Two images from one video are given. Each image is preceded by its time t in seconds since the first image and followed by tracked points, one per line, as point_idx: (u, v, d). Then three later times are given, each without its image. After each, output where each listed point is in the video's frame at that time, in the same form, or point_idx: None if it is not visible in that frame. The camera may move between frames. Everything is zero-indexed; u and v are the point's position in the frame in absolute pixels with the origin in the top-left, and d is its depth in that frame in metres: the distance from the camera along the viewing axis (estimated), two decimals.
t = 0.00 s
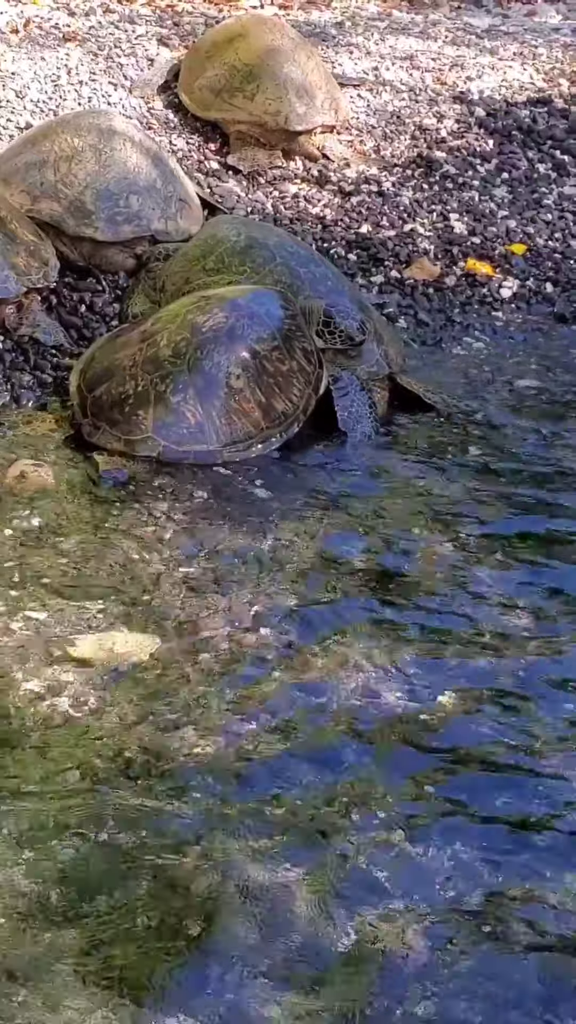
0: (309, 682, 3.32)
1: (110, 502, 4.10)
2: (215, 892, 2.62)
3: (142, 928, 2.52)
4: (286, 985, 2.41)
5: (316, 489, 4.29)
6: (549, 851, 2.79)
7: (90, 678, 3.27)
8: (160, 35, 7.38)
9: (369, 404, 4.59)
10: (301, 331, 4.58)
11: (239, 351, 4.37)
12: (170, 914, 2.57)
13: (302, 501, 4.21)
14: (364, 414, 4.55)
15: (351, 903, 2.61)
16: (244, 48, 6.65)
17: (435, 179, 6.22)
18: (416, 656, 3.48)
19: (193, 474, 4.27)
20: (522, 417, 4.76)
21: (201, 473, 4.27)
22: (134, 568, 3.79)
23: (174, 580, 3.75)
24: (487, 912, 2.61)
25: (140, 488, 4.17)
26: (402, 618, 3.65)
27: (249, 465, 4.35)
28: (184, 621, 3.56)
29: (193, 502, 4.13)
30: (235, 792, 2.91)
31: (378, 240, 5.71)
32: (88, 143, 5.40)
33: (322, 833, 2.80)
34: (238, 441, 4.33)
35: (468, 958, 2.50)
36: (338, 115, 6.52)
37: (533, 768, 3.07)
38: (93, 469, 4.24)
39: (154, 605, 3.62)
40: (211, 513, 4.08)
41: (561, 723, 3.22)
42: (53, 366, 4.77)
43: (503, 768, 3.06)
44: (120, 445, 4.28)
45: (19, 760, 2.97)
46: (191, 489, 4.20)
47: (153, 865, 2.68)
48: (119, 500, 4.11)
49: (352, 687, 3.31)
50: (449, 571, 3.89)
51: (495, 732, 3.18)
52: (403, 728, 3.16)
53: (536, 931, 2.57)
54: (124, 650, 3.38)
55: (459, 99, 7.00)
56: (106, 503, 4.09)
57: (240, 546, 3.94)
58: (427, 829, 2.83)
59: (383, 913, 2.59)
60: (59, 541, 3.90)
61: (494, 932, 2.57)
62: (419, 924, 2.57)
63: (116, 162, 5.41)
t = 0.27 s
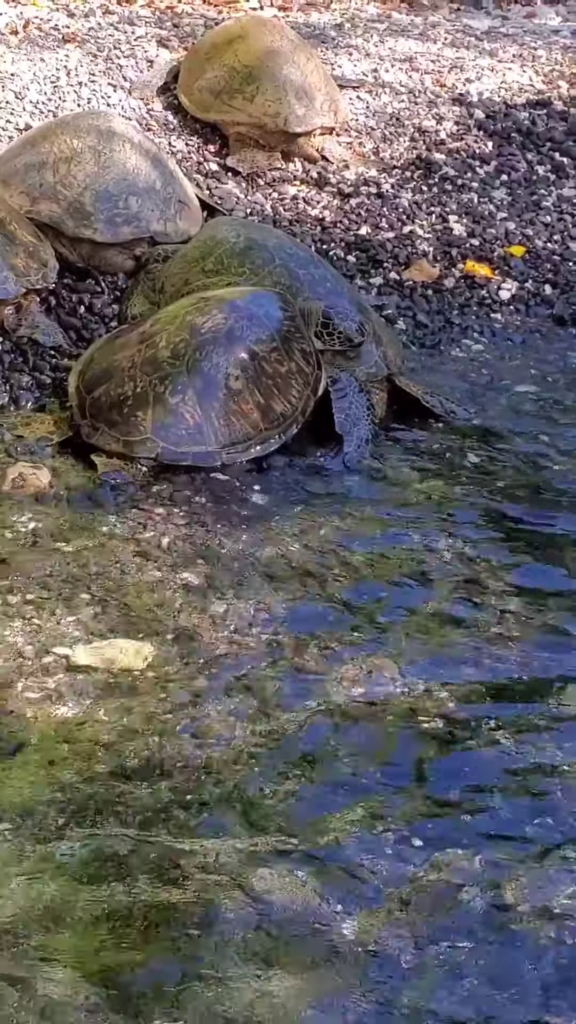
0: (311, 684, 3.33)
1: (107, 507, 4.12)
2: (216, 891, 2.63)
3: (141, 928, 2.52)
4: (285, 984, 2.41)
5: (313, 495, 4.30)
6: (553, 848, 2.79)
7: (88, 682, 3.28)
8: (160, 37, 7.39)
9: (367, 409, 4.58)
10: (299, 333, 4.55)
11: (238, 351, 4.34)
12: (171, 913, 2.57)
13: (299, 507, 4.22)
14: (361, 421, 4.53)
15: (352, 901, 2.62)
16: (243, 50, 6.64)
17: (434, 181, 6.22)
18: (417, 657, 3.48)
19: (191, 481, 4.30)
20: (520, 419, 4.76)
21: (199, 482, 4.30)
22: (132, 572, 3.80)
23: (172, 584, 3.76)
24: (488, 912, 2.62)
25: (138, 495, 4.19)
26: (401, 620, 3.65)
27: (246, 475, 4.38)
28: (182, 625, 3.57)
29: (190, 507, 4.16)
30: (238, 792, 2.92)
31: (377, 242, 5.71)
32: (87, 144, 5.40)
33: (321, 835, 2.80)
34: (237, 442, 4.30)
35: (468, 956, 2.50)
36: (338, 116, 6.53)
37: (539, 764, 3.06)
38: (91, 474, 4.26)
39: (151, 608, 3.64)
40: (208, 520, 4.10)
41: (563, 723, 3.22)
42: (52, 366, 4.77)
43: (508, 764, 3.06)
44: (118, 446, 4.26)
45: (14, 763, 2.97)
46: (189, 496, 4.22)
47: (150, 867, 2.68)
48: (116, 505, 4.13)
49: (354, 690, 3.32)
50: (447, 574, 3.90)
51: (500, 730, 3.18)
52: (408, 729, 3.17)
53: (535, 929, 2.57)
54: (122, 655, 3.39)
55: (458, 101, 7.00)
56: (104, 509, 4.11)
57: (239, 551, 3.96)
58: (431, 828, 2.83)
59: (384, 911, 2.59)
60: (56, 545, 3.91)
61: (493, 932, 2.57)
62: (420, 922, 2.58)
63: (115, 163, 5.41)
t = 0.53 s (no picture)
0: (310, 689, 3.34)
1: (104, 512, 4.12)
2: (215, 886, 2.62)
3: (140, 925, 2.51)
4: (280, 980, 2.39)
5: (310, 498, 4.31)
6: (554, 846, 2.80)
7: (84, 687, 3.28)
8: (158, 37, 7.38)
9: (365, 408, 4.58)
10: (297, 333, 4.54)
11: (236, 352, 4.33)
12: (169, 910, 2.55)
13: (297, 511, 4.23)
14: (359, 420, 4.52)
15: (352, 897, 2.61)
16: (241, 50, 6.64)
17: (432, 181, 6.22)
18: (416, 661, 3.49)
19: (189, 484, 4.31)
20: (518, 420, 4.76)
21: (197, 485, 4.31)
22: (129, 576, 3.80)
23: (170, 589, 3.76)
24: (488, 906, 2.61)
25: (135, 498, 4.19)
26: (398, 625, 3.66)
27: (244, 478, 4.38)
28: (179, 632, 3.57)
29: (187, 513, 4.17)
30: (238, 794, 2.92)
31: (374, 242, 5.71)
32: (85, 144, 5.40)
33: (321, 838, 2.80)
34: (234, 442, 4.29)
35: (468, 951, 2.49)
36: (336, 116, 6.52)
37: (539, 766, 3.07)
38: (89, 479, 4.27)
39: (148, 612, 3.64)
40: (206, 524, 4.10)
41: (561, 727, 3.23)
42: (49, 366, 4.77)
43: (507, 767, 3.06)
44: (116, 446, 4.26)
45: (11, 765, 2.96)
46: (186, 500, 4.22)
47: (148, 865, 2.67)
48: (113, 510, 4.13)
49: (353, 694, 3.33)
50: (445, 578, 3.90)
51: (500, 734, 3.19)
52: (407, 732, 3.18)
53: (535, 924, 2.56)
54: (122, 659, 3.39)
55: (455, 102, 7.00)
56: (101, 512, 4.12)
57: (236, 555, 3.96)
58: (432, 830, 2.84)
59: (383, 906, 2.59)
60: (54, 549, 3.90)
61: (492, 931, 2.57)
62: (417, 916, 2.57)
63: (113, 163, 5.41)
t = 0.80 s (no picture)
0: (308, 693, 3.35)
1: (103, 516, 4.11)
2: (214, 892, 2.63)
3: (141, 932, 2.51)
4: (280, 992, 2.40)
5: (309, 500, 4.31)
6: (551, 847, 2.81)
7: (84, 693, 3.29)
8: (156, 38, 7.39)
9: (364, 409, 4.58)
10: (296, 333, 4.54)
11: (235, 352, 4.33)
12: (169, 916, 2.56)
13: (296, 514, 4.23)
14: (358, 421, 4.52)
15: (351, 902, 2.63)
16: (239, 51, 6.64)
17: (430, 182, 6.22)
18: (414, 664, 3.50)
19: (188, 486, 4.30)
20: (517, 421, 4.76)
21: (196, 487, 4.31)
22: (128, 581, 3.81)
23: (169, 593, 3.77)
24: (486, 913, 2.63)
25: (134, 500, 4.19)
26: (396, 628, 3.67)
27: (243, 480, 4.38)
28: (178, 639, 3.57)
29: (186, 517, 4.16)
30: (237, 795, 2.93)
31: (373, 243, 5.71)
32: (84, 145, 5.40)
33: (319, 846, 2.79)
34: (233, 443, 4.29)
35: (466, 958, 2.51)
36: (334, 117, 6.52)
37: (537, 768, 3.08)
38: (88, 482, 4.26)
39: (147, 618, 3.65)
40: (205, 528, 4.11)
41: (560, 729, 3.23)
42: (48, 367, 4.76)
43: (506, 768, 3.07)
44: (114, 446, 4.25)
45: (10, 769, 2.97)
46: (186, 502, 4.22)
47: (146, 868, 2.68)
48: (112, 513, 4.13)
49: (352, 697, 3.34)
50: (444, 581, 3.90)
51: (498, 735, 3.20)
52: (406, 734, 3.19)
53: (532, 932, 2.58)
54: (120, 664, 3.39)
55: (454, 103, 7.00)
56: (100, 515, 4.12)
57: (235, 560, 3.95)
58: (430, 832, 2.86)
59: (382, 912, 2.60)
60: (52, 555, 3.90)
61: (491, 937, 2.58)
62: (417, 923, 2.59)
63: (112, 164, 5.41)
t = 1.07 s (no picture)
0: (305, 694, 3.35)
1: (100, 516, 4.11)
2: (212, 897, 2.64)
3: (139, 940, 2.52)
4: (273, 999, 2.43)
5: (307, 500, 4.30)
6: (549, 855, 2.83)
7: (81, 695, 3.29)
8: (154, 38, 7.39)
9: (362, 409, 4.57)
10: (294, 333, 4.53)
11: (233, 353, 4.32)
12: (169, 923, 2.56)
13: (293, 515, 4.23)
14: (356, 420, 4.51)
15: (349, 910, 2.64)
16: (237, 51, 6.63)
17: (428, 182, 6.22)
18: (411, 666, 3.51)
19: (185, 486, 4.30)
20: (515, 422, 4.76)
21: (193, 487, 4.30)
22: (125, 582, 3.81)
23: (166, 593, 3.77)
24: (478, 922, 2.64)
25: (132, 500, 4.19)
26: (394, 630, 3.67)
27: (240, 481, 4.38)
28: (176, 640, 3.57)
29: (184, 519, 4.15)
30: (234, 797, 2.93)
31: (371, 243, 5.71)
32: (82, 145, 5.39)
33: (317, 850, 2.79)
34: (230, 443, 4.29)
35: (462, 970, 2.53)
36: (332, 116, 6.52)
37: (534, 769, 3.09)
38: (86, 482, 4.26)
39: (144, 619, 3.65)
40: (202, 530, 4.10)
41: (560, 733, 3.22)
42: (46, 367, 4.76)
43: (503, 770, 3.08)
44: (112, 446, 4.25)
45: (6, 772, 2.97)
46: (183, 502, 4.22)
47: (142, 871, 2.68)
48: (110, 514, 4.13)
49: (349, 698, 3.34)
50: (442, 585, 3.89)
51: (495, 736, 3.20)
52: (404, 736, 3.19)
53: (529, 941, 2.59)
54: (119, 662, 3.39)
55: (452, 102, 7.00)
56: (98, 515, 4.12)
57: (233, 562, 3.95)
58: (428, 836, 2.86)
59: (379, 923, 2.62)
60: (50, 553, 3.90)
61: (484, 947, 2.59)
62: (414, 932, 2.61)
63: (110, 163, 5.41)
